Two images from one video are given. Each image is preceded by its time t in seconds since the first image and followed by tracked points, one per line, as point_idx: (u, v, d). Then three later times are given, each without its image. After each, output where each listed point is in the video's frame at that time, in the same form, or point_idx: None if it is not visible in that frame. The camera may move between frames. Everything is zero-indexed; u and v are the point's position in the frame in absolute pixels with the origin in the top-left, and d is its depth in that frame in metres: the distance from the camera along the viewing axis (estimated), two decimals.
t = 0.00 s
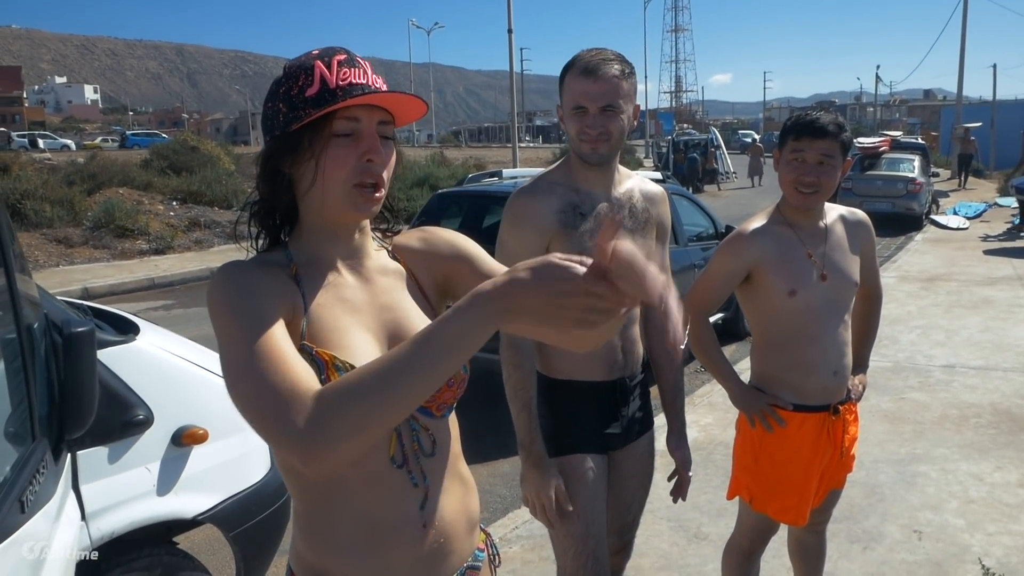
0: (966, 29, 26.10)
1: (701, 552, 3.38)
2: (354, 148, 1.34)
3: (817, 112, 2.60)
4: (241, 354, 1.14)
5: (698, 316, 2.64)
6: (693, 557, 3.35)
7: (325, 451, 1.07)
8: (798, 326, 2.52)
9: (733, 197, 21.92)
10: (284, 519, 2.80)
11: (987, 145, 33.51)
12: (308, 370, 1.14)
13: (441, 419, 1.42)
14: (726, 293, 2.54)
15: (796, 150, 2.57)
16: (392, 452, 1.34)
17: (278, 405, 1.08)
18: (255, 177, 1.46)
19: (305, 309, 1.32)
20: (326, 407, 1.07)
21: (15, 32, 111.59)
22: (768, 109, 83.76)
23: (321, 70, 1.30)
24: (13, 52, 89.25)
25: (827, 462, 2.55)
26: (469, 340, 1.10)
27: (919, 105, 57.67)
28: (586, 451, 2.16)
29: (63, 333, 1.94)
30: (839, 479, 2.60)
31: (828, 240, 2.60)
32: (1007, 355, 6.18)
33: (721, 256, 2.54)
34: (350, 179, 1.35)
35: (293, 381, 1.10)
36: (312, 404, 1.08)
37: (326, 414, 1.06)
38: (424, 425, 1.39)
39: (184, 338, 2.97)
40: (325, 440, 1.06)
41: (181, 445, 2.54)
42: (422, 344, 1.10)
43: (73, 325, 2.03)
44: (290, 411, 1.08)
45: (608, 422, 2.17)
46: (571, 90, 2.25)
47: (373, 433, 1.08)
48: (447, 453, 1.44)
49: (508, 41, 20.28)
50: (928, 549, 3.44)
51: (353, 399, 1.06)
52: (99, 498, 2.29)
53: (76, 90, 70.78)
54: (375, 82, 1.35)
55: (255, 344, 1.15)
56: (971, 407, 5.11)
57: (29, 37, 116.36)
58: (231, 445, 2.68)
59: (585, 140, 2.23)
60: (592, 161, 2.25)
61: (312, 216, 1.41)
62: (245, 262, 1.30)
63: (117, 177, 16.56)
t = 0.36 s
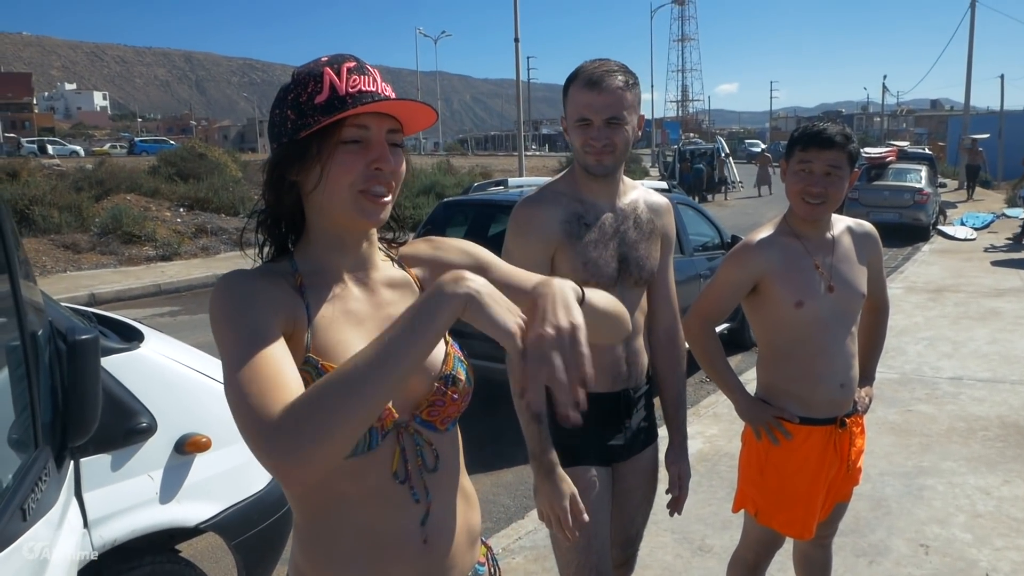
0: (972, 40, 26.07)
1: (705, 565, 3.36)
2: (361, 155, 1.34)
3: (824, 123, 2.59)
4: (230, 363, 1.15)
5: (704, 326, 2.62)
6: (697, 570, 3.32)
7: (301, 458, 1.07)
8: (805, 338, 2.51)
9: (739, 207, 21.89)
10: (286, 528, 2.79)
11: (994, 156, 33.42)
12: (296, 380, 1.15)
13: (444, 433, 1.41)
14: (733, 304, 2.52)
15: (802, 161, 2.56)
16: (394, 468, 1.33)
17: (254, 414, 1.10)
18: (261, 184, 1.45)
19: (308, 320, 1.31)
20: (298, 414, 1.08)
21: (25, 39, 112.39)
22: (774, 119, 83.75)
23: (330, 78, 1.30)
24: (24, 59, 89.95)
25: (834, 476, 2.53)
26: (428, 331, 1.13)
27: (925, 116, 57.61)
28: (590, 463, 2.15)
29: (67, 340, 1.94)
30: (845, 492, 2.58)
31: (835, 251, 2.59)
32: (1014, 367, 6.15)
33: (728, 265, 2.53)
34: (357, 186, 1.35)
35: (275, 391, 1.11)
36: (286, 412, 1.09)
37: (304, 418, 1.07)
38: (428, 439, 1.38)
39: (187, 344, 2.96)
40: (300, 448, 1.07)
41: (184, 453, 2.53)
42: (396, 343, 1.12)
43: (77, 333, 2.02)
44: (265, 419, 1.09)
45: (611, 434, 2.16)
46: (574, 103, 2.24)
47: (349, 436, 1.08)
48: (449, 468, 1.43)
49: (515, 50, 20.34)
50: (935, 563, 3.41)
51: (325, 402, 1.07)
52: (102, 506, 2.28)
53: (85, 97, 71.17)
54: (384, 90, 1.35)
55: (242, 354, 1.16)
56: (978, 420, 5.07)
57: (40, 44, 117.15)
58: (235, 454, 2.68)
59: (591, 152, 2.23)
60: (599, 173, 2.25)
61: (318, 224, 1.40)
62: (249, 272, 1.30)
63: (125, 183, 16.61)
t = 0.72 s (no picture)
0: (982, 51, 26.00)
1: None
2: (368, 178, 1.33)
3: (835, 135, 2.58)
4: (259, 385, 1.15)
5: (714, 338, 2.61)
6: None
7: (347, 479, 1.09)
8: (814, 350, 2.49)
9: (747, 216, 21.86)
10: (288, 537, 2.78)
11: (1004, 168, 33.28)
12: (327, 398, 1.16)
13: (445, 447, 1.41)
14: (743, 315, 2.51)
15: (813, 172, 2.55)
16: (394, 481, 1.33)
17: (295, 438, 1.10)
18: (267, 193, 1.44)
19: (314, 336, 1.31)
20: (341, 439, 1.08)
21: (38, 44, 113.26)
22: (783, 129, 83.67)
23: (341, 97, 1.29)
24: (37, 64, 90.65)
25: (843, 489, 2.51)
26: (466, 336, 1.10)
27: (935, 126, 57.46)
28: (595, 474, 2.14)
29: (72, 346, 1.94)
30: (854, 506, 2.55)
31: (845, 263, 2.57)
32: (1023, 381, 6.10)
33: (738, 277, 2.52)
34: (363, 208, 1.34)
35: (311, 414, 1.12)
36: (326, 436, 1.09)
37: (347, 440, 1.08)
38: (429, 453, 1.38)
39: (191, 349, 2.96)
40: (348, 467, 1.08)
41: (188, 460, 2.53)
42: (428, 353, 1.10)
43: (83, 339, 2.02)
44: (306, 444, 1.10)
45: (616, 447, 2.15)
46: (584, 114, 2.24)
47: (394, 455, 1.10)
48: (451, 482, 1.43)
49: (524, 58, 20.38)
50: None
51: (367, 425, 1.08)
52: (106, 512, 2.28)
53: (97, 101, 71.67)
54: (396, 112, 1.34)
55: (266, 376, 1.15)
56: (987, 434, 5.03)
57: (53, 49, 118.06)
58: (238, 461, 2.67)
59: (601, 164, 2.23)
60: (609, 185, 2.24)
61: (322, 238, 1.40)
62: (252, 288, 1.30)
63: (135, 188, 16.68)
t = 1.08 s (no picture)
0: (996, 61, 25.89)
1: None
2: (377, 177, 1.35)
3: (850, 146, 2.59)
4: (266, 400, 1.16)
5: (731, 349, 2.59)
6: None
7: (356, 497, 1.08)
8: (830, 360, 2.48)
9: (758, 225, 21.81)
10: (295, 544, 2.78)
11: (1017, 178, 33.10)
12: (334, 410, 1.16)
13: (451, 457, 1.41)
14: (760, 326, 2.49)
15: (830, 183, 2.55)
16: (401, 492, 1.33)
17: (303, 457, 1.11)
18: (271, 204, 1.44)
19: (319, 344, 1.31)
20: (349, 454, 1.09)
21: (54, 50, 114.34)
22: (794, 138, 83.51)
23: (348, 100, 1.31)
24: (53, 70, 91.57)
25: (858, 501, 2.49)
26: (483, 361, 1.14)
27: (948, 135, 57.22)
28: (602, 485, 2.14)
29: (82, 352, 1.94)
30: (869, 517, 2.53)
31: (860, 272, 2.56)
32: None
33: (755, 287, 2.50)
34: (372, 209, 1.35)
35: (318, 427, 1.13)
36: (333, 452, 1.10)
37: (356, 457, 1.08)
38: (435, 463, 1.38)
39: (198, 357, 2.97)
40: (357, 483, 1.08)
41: (195, 466, 2.54)
42: (442, 372, 1.12)
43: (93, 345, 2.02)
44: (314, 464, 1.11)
45: (623, 458, 2.13)
46: (602, 124, 2.23)
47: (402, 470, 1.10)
48: (457, 493, 1.43)
49: (536, 66, 20.43)
50: None
51: (376, 442, 1.08)
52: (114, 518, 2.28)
53: (111, 108, 72.25)
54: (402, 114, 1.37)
55: (272, 388, 1.16)
56: (999, 446, 4.99)
57: (68, 55, 119.06)
58: (246, 468, 2.68)
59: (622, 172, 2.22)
60: (627, 194, 2.23)
61: (327, 246, 1.40)
62: (257, 298, 1.30)
63: (147, 194, 16.78)
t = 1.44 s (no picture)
0: (992, 74, 26.03)
1: None
2: (372, 175, 1.35)
3: (855, 158, 2.60)
4: (257, 398, 1.15)
5: (736, 359, 2.60)
6: None
7: (344, 491, 1.07)
8: (836, 371, 2.47)
9: (755, 236, 21.86)
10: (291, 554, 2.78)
11: (1013, 190, 33.21)
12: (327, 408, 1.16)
13: (448, 471, 1.41)
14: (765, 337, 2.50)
15: (836, 194, 2.56)
16: (399, 504, 1.33)
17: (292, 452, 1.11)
18: (269, 214, 1.45)
19: (315, 352, 1.31)
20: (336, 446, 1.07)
21: (53, 59, 114.57)
22: (792, 149, 83.82)
23: (338, 101, 1.32)
24: (52, 79, 91.75)
25: (860, 509, 2.49)
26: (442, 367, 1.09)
27: (944, 147, 57.46)
28: (600, 495, 2.14)
29: (78, 361, 1.94)
30: (871, 525, 2.54)
31: (865, 283, 2.57)
32: None
33: (761, 299, 2.52)
34: (369, 206, 1.35)
35: (309, 423, 1.11)
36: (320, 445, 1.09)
37: (343, 457, 1.07)
38: (433, 475, 1.38)
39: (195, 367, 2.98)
40: (347, 482, 1.07)
41: (190, 477, 2.53)
42: (419, 363, 1.09)
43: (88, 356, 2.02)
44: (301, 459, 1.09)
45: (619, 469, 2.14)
46: (606, 134, 2.23)
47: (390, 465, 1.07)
48: (455, 507, 1.43)
49: (534, 77, 20.49)
50: None
51: (358, 441, 1.06)
52: (109, 527, 2.27)
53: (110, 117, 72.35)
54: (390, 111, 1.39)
55: (264, 388, 1.16)
56: (996, 458, 4.99)
57: (68, 64, 119.33)
58: (241, 478, 2.67)
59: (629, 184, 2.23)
60: (633, 204, 2.26)
61: (326, 250, 1.41)
62: (254, 304, 1.30)
63: (145, 203, 16.78)
